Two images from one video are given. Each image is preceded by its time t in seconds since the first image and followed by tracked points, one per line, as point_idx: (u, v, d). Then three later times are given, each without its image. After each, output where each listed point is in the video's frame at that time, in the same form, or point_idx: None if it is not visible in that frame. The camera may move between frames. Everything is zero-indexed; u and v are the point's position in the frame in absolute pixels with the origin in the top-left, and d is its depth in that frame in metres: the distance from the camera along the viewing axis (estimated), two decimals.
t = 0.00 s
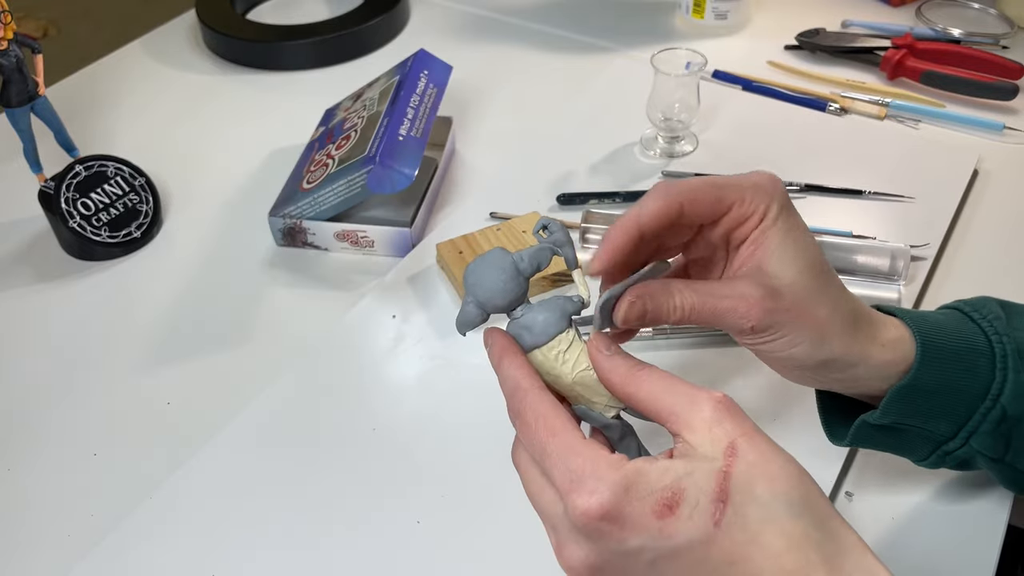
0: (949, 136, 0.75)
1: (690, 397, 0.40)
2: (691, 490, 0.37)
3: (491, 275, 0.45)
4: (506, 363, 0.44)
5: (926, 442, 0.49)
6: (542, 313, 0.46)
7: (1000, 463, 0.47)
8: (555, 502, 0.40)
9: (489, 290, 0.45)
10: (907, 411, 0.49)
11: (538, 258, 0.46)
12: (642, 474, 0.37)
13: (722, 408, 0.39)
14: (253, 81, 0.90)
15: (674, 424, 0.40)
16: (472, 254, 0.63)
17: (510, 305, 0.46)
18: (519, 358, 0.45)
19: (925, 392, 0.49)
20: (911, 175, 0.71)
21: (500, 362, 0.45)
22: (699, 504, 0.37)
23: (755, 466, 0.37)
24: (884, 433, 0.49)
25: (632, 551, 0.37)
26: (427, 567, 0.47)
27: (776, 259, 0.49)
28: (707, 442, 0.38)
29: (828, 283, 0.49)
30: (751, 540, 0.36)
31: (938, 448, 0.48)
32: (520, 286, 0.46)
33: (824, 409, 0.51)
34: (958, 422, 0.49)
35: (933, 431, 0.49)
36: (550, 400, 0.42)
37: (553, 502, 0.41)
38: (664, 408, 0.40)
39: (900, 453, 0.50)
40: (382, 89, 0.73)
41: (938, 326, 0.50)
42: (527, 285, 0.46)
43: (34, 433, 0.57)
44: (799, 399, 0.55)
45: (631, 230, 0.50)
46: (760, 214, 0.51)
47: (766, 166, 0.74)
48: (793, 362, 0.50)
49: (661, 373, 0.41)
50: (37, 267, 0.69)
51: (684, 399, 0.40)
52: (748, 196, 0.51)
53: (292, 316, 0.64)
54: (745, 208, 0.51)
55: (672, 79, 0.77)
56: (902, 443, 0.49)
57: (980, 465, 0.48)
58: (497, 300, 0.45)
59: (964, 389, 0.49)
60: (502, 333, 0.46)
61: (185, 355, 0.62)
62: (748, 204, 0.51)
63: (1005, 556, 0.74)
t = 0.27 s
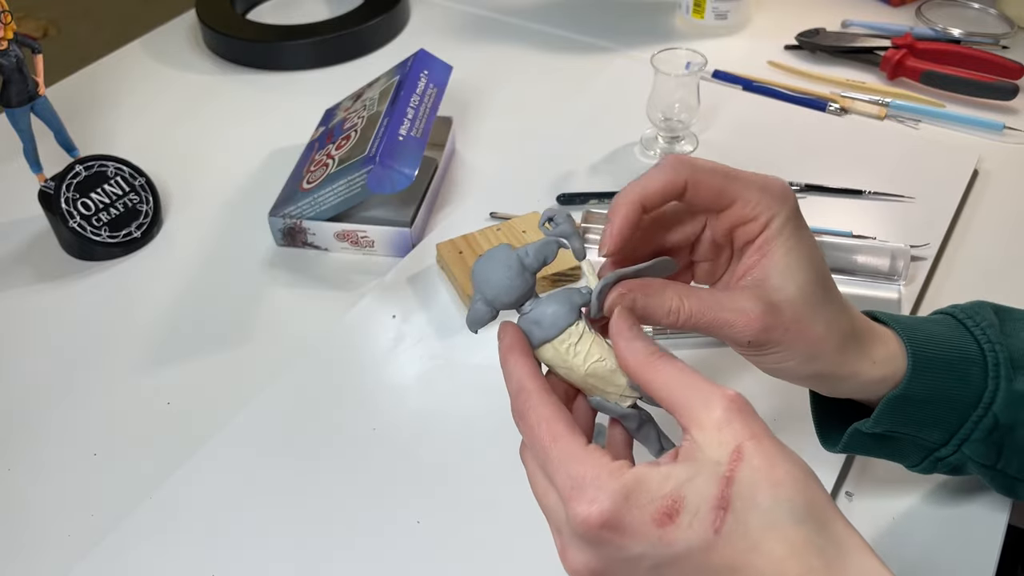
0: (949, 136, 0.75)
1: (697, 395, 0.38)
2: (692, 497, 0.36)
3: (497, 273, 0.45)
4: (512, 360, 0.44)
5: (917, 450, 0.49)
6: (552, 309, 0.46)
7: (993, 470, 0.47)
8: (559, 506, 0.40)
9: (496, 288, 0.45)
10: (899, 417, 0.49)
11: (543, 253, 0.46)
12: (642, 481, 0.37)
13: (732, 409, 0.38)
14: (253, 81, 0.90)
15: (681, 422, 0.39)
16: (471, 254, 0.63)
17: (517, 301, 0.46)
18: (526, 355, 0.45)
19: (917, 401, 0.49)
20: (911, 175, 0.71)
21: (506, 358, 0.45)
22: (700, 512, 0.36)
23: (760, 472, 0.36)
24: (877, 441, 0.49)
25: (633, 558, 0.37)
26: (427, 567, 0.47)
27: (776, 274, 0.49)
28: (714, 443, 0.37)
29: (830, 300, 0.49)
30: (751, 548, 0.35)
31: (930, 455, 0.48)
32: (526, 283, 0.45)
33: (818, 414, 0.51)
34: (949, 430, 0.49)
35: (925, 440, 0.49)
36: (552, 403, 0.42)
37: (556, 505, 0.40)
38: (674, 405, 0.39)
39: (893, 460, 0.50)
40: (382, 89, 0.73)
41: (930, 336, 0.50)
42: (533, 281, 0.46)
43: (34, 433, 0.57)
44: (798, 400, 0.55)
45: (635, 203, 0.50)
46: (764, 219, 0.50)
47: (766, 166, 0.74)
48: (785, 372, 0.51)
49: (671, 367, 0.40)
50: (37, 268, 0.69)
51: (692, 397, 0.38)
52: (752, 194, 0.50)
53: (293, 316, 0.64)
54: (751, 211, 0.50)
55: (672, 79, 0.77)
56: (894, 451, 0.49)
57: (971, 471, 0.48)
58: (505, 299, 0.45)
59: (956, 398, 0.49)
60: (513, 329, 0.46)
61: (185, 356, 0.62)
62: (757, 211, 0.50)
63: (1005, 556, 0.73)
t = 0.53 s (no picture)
0: (949, 137, 0.75)
1: (677, 394, 0.38)
2: (681, 508, 0.36)
3: (510, 261, 0.45)
4: (517, 359, 0.44)
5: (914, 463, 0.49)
6: (565, 299, 0.45)
7: (990, 483, 0.48)
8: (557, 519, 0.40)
9: (509, 276, 0.45)
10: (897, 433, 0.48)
11: (558, 242, 0.45)
12: (632, 498, 0.37)
13: (710, 407, 0.37)
14: (253, 81, 0.90)
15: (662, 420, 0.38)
16: (471, 254, 0.64)
17: (529, 291, 0.46)
18: (530, 354, 0.44)
19: (917, 415, 0.49)
20: (911, 175, 0.71)
21: (511, 357, 0.44)
22: (690, 521, 0.36)
23: (744, 473, 0.36)
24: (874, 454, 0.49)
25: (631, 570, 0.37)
26: (426, 567, 0.47)
27: (806, 304, 0.46)
28: (697, 445, 0.37)
29: (853, 323, 0.47)
30: (743, 545, 0.36)
31: (926, 468, 0.48)
32: (540, 272, 0.46)
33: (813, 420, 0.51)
34: (946, 446, 0.48)
35: (921, 454, 0.48)
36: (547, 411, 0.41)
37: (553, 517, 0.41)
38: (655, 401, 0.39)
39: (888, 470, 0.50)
40: (382, 89, 0.73)
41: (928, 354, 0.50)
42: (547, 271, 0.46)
43: (34, 433, 0.57)
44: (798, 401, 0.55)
45: (681, 183, 0.44)
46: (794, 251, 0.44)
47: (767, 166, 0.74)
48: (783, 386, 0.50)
49: (650, 363, 0.39)
50: (37, 268, 0.69)
51: (671, 397, 0.38)
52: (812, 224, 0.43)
53: (293, 315, 0.64)
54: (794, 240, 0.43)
55: (671, 79, 0.77)
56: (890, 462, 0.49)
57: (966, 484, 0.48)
58: (517, 287, 0.46)
59: (953, 414, 0.49)
60: (527, 318, 0.46)
61: (185, 356, 0.62)
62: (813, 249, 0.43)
63: (1005, 556, 0.73)
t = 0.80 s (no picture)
0: (949, 137, 0.75)
1: (689, 382, 0.38)
2: (701, 497, 0.36)
3: (508, 260, 0.44)
4: (525, 359, 0.43)
5: (895, 462, 0.49)
6: (564, 296, 0.45)
7: (973, 482, 0.47)
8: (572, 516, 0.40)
9: (508, 276, 0.44)
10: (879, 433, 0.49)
11: (552, 239, 0.46)
12: (652, 488, 0.36)
13: (723, 395, 0.37)
14: (253, 81, 0.90)
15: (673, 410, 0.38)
16: (471, 254, 0.64)
17: (527, 290, 0.45)
18: (538, 353, 0.43)
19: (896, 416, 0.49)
20: (911, 175, 0.71)
21: (519, 357, 0.44)
22: (711, 510, 0.35)
23: (761, 459, 0.36)
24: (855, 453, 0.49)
25: (652, 564, 0.37)
26: (427, 567, 0.47)
27: (800, 337, 0.47)
28: (712, 433, 0.36)
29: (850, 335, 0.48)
30: (764, 532, 0.36)
31: (908, 466, 0.48)
32: (537, 270, 0.45)
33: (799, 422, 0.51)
34: (928, 446, 0.48)
35: (903, 454, 0.48)
36: (559, 407, 0.41)
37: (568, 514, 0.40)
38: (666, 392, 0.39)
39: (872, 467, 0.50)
40: (382, 89, 0.73)
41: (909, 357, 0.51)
42: (544, 269, 0.46)
43: (34, 433, 0.57)
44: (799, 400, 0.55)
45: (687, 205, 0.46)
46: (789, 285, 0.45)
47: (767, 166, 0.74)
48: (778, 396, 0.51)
49: (659, 352, 0.39)
50: (37, 268, 0.69)
51: (682, 386, 0.38)
52: (815, 268, 0.44)
53: (293, 315, 0.64)
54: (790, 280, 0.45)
55: (671, 79, 0.77)
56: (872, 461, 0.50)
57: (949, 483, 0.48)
58: (516, 286, 0.44)
59: (934, 416, 0.49)
60: (528, 320, 0.45)
61: (185, 356, 0.62)
62: (811, 288, 0.45)
63: (1005, 556, 0.73)
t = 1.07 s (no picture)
0: (949, 137, 0.75)
1: (721, 351, 0.38)
2: (742, 457, 0.36)
3: (523, 239, 0.41)
4: (548, 329, 0.40)
5: (888, 450, 0.49)
6: (581, 277, 0.42)
7: (966, 472, 0.48)
8: (604, 482, 0.38)
9: (525, 256, 0.41)
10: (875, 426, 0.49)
11: (567, 223, 0.42)
12: (698, 446, 0.35)
13: (756, 364, 0.38)
14: (253, 81, 0.90)
15: (701, 381, 0.38)
16: (471, 254, 0.64)
17: (543, 273, 0.42)
18: (562, 323, 0.40)
19: (893, 404, 0.49)
20: (911, 175, 0.71)
21: (540, 330, 0.40)
22: (751, 471, 0.36)
23: (796, 425, 0.37)
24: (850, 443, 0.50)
25: (690, 526, 0.35)
26: (427, 567, 0.47)
27: (791, 311, 0.47)
28: (748, 400, 0.37)
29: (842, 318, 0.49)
30: (796, 499, 0.36)
31: (902, 456, 0.49)
32: (554, 251, 0.42)
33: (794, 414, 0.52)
34: (922, 435, 0.49)
35: (896, 443, 0.49)
36: (591, 371, 0.38)
37: (599, 480, 0.38)
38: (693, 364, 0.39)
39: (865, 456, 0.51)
40: (382, 89, 0.73)
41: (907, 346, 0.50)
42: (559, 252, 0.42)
43: (34, 433, 0.57)
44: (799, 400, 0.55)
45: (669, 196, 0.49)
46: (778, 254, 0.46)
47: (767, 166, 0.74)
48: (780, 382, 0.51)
49: (688, 324, 0.39)
50: (37, 268, 0.69)
51: (714, 355, 0.38)
52: (801, 235, 0.45)
53: (293, 315, 0.64)
54: (778, 248, 0.45)
55: (671, 79, 0.77)
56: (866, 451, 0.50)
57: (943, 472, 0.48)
58: (533, 266, 0.41)
59: (931, 404, 0.49)
60: (546, 301, 0.41)
61: (185, 356, 0.62)
62: (800, 257, 0.45)
63: (1005, 556, 0.73)
